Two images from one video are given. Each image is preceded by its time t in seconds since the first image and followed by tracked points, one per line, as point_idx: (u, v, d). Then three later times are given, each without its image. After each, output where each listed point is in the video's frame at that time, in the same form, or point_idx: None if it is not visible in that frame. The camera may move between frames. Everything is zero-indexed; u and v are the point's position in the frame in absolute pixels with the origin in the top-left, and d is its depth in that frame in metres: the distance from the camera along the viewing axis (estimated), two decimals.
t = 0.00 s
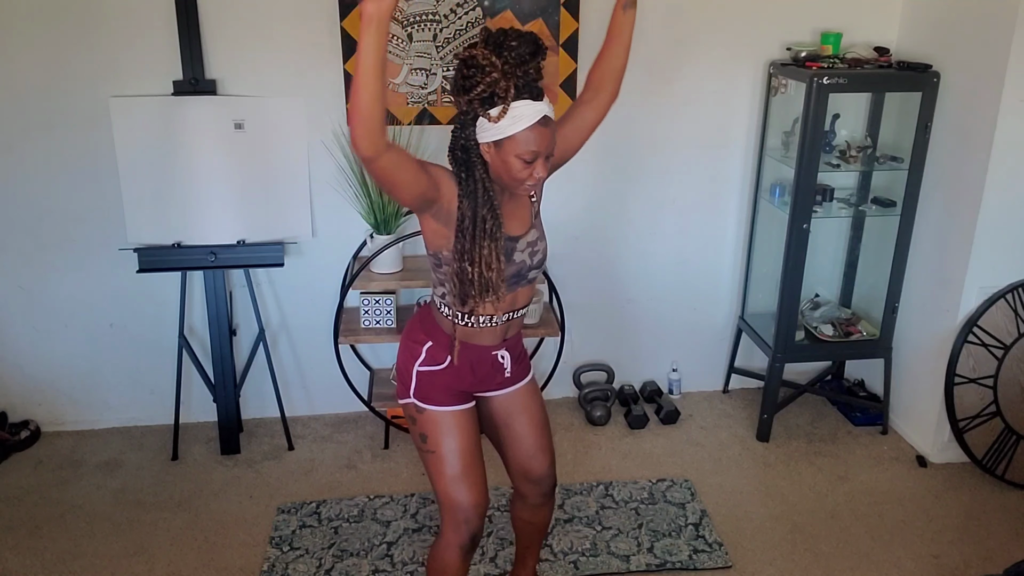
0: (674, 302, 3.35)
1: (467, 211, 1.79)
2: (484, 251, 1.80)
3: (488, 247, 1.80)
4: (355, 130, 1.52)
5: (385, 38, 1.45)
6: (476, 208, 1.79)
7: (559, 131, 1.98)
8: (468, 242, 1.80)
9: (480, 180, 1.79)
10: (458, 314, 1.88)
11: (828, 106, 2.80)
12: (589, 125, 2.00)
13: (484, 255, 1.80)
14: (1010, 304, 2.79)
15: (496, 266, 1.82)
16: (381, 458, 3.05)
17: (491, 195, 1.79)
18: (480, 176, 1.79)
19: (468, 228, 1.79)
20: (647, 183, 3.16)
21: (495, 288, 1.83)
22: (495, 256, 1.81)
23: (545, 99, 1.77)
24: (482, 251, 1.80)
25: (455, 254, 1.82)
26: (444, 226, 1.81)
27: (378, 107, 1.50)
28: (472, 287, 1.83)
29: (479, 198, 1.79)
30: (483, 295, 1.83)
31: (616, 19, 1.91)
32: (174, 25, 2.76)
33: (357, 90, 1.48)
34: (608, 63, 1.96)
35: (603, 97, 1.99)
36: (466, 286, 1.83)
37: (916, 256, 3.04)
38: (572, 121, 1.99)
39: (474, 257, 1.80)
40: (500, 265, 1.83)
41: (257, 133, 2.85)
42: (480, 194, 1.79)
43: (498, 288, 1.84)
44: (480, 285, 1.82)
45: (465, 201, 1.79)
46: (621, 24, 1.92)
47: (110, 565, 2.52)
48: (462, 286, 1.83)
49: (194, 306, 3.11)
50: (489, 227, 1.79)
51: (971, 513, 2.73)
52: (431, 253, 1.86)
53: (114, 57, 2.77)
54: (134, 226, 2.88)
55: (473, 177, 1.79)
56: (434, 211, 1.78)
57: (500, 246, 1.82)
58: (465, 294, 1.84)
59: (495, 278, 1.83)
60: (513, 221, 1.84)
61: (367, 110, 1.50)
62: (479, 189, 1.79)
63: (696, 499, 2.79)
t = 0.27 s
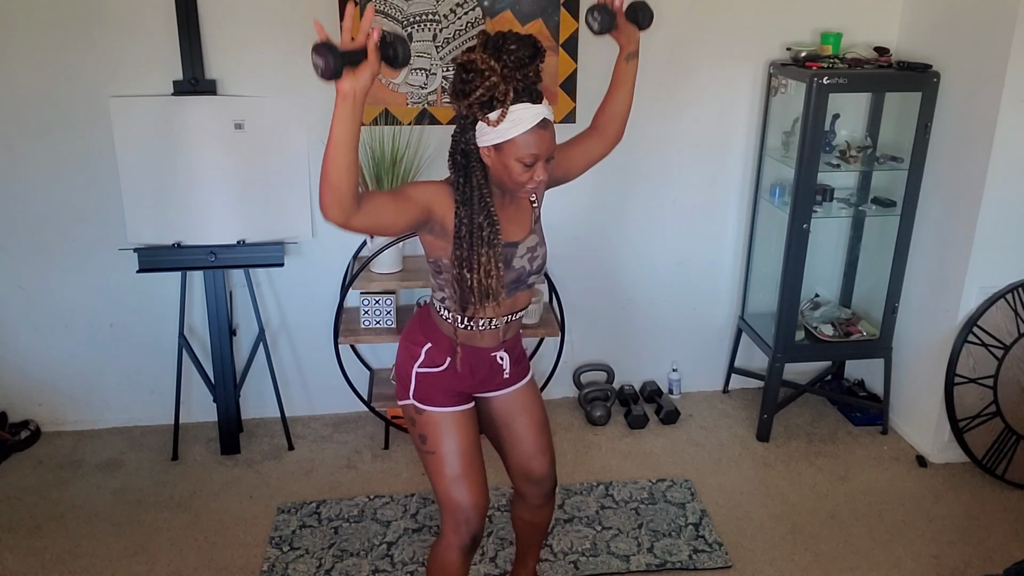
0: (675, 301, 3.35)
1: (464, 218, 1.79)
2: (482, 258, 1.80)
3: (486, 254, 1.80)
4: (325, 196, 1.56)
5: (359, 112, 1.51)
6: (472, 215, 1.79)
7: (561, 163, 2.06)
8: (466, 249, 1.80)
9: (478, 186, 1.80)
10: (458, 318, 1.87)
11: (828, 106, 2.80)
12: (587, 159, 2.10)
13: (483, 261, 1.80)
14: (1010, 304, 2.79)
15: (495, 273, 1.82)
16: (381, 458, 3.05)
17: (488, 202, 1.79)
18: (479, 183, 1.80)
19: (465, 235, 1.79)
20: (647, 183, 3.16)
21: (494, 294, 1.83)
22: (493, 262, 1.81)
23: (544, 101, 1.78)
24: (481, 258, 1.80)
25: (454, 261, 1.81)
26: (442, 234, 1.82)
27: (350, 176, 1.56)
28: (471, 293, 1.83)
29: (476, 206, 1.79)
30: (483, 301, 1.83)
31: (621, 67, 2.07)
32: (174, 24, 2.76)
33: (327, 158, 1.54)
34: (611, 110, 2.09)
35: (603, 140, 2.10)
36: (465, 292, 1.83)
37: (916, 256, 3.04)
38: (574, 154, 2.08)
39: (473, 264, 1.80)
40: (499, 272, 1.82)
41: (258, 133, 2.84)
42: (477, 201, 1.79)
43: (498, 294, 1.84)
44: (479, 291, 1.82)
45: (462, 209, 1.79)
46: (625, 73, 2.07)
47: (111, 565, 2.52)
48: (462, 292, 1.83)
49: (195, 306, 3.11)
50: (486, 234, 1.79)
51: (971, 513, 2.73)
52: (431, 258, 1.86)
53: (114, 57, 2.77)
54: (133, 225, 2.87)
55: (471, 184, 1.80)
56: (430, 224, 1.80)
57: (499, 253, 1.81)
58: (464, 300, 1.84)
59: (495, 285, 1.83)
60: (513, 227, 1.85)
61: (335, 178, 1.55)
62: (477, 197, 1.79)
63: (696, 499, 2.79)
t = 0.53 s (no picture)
0: (675, 301, 3.35)
1: (459, 222, 1.78)
2: (479, 262, 1.80)
3: (482, 258, 1.80)
4: (321, 238, 1.61)
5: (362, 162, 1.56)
6: (467, 219, 1.79)
7: (562, 192, 2.09)
8: (461, 253, 1.79)
9: (473, 190, 1.79)
10: (457, 321, 1.88)
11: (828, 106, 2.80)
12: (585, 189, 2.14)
13: (479, 266, 1.80)
14: (1010, 304, 2.79)
15: (491, 277, 1.82)
16: (381, 458, 3.05)
17: (484, 205, 1.79)
18: (474, 188, 1.79)
19: (459, 240, 1.79)
20: (648, 182, 3.16)
21: (492, 297, 1.84)
22: (490, 266, 1.81)
23: (539, 102, 1.78)
24: (477, 262, 1.80)
25: (450, 265, 1.81)
26: (439, 240, 1.81)
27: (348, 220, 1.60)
28: (469, 297, 1.83)
29: (471, 210, 1.79)
30: (481, 304, 1.84)
31: (613, 109, 2.15)
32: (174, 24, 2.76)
33: (328, 204, 1.59)
34: (606, 148, 2.17)
35: (601, 174, 2.16)
36: (462, 296, 1.83)
37: (916, 256, 3.04)
38: (576, 185, 2.11)
39: (469, 268, 1.80)
40: (496, 276, 1.82)
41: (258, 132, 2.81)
42: (472, 206, 1.79)
43: (496, 298, 1.84)
44: (476, 295, 1.83)
45: (457, 213, 1.79)
46: (618, 115, 2.16)
47: (110, 565, 2.52)
48: (459, 296, 1.83)
49: (195, 306, 3.11)
50: (482, 239, 1.79)
51: (971, 513, 2.73)
52: (429, 263, 1.86)
53: (114, 57, 2.77)
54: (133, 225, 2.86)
55: (467, 189, 1.79)
56: (426, 235, 1.80)
57: (495, 257, 1.81)
58: (462, 304, 1.84)
59: (492, 289, 1.83)
60: (512, 231, 1.85)
61: (336, 224, 1.60)
62: (473, 201, 1.79)
63: (696, 499, 2.79)
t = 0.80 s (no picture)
0: (675, 301, 3.35)
1: (457, 222, 1.78)
2: (477, 262, 1.80)
3: (481, 259, 1.79)
4: (324, 254, 1.63)
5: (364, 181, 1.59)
6: (466, 219, 1.79)
7: (561, 205, 2.10)
8: (460, 253, 1.79)
9: (472, 190, 1.79)
10: (456, 322, 1.88)
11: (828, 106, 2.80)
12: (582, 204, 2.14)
13: (478, 266, 1.80)
14: (1010, 304, 2.79)
15: (491, 277, 1.81)
16: (381, 458, 3.05)
17: (482, 206, 1.79)
18: (473, 188, 1.80)
19: (458, 240, 1.78)
20: (648, 182, 3.16)
21: (492, 298, 1.83)
22: (489, 266, 1.80)
23: (535, 100, 1.78)
24: (476, 262, 1.79)
25: (449, 266, 1.81)
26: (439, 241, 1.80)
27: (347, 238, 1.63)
28: (468, 298, 1.83)
29: (470, 210, 1.79)
30: (480, 305, 1.84)
31: (607, 128, 2.16)
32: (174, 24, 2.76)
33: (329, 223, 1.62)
34: (602, 166, 2.17)
35: (598, 190, 2.17)
36: (461, 296, 1.82)
37: (916, 256, 3.04)
38: (574, 199, 2.12)
39: (468, 269, 1.80)
40: (495, 277, 1.82)
41: (257, 132, 2.83)
42: (471, 206, 1.79)
43: (495, 299, 1.84)
44: (475, 296, 1.82)
45: (456, 213, 1.78)
46: (612, 134, 2.17)
47: (110, 565, 2.52)
48: (458, 298, 1.83)
49: (195, 306, 3.11)
50: (480, 239, 1.79)
51: (971, 513, 2.73)
52: (428, 265, 1.86)
53: (114, 57, 2.77)
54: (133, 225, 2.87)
55: (466, 189, 1.79)
56: (426, 239, 1.79)
57: (494, 257, 1.81)
58: (461, 305, 1.84)
59: (491, 290, 1.82)
60: (513, 232, 1.85)
61: (339, 241, 1.62)
62: (472, 201, 1.79)
63: (696, 499, 2.79)
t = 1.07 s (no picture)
0: (674, 301, 3.35)
1: (461, 213, 1.79)
2: (481, 253, 1.80)
3: (484, 250, 1.80)
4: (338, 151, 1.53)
5: (374, 61, 1.47)
6: (470, 210, 1.79)
7: (563, 194, 2.09)
8: (464, 244, 1.80)
9: (474, 182, 1.79)
10: (458, 315, 1.87)
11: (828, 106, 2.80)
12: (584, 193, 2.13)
13: (481, 256, 1.80)
14: (1010, 304, 2.79)
15: (493, 267, 1.82)
16: (381, 458, 3.05)
17: (486, 197, 1.79)
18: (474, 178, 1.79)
19: (463, 231, 1.79)
20: (648, 182, 3.16)
21: (494, 288, 1.84)
22: (492, 257, 1.81)
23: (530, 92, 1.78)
24: (479, 253, 1.80)
25: (452, 257, 1.81)
26: (441, 228, 1.80)
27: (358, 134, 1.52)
28: (470, 289, 1.83)
29: (474, 200, 1.79)
30: (481, 296, 1.84)
31: (608, 111, 2.12)
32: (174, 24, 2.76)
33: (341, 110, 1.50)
34: (603, 150, 2.14)
35: (601, 177, 2.15)
36: (463, 287, 1.83)
37: (916, 256, 3.04)
38: (576, 188, 2.11)
39: (472, 259, 1.81)
40: (498, 267, 1.83)
41: (258, 133, 2.84)
42: (474, 196, 1.79)
43: (497, 290, 1.85)
44: (478, 286, 1.83)
45: (460, 203, 1.79)
46: (614, 116, 2.13)
47: (110, 565, 2.52)
48: (460, 288, 1.84)
49: (195, 306, 3.11)
50: (485, 229, 1.79)
51: (972, 513, 2.73)
52: (429, 255, 1.86)
53: (114, 57, 2.77)
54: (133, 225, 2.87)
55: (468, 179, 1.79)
56: (427, 219, 1.79)
57: (497, 248, 1.82)
58: (463, 296, 1.84)
59: (493, 280, 1.83)
60: (513, 223, 1.85)
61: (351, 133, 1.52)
62: (474, 191, 1.79)
63: (696, 499, 2.79)
